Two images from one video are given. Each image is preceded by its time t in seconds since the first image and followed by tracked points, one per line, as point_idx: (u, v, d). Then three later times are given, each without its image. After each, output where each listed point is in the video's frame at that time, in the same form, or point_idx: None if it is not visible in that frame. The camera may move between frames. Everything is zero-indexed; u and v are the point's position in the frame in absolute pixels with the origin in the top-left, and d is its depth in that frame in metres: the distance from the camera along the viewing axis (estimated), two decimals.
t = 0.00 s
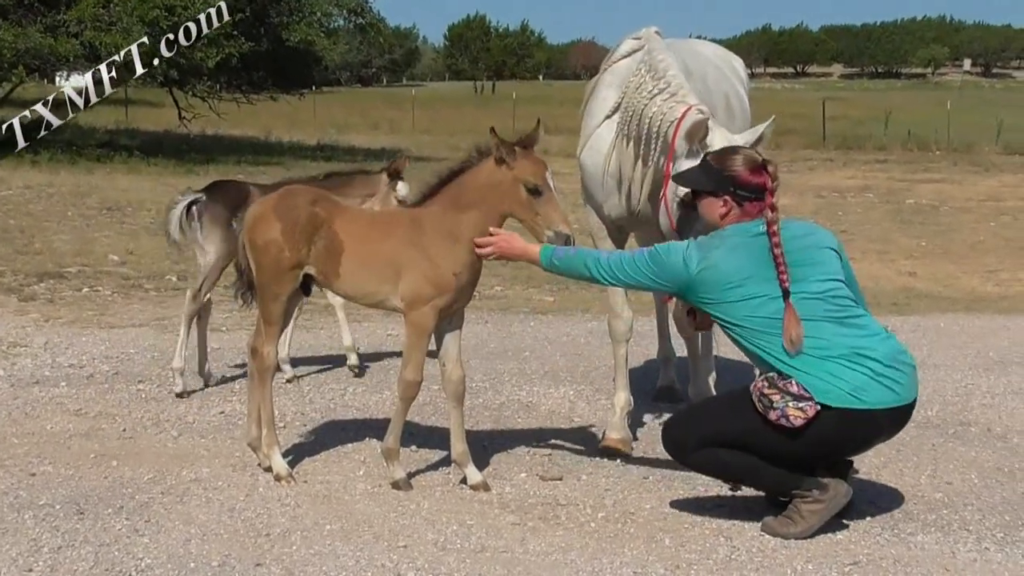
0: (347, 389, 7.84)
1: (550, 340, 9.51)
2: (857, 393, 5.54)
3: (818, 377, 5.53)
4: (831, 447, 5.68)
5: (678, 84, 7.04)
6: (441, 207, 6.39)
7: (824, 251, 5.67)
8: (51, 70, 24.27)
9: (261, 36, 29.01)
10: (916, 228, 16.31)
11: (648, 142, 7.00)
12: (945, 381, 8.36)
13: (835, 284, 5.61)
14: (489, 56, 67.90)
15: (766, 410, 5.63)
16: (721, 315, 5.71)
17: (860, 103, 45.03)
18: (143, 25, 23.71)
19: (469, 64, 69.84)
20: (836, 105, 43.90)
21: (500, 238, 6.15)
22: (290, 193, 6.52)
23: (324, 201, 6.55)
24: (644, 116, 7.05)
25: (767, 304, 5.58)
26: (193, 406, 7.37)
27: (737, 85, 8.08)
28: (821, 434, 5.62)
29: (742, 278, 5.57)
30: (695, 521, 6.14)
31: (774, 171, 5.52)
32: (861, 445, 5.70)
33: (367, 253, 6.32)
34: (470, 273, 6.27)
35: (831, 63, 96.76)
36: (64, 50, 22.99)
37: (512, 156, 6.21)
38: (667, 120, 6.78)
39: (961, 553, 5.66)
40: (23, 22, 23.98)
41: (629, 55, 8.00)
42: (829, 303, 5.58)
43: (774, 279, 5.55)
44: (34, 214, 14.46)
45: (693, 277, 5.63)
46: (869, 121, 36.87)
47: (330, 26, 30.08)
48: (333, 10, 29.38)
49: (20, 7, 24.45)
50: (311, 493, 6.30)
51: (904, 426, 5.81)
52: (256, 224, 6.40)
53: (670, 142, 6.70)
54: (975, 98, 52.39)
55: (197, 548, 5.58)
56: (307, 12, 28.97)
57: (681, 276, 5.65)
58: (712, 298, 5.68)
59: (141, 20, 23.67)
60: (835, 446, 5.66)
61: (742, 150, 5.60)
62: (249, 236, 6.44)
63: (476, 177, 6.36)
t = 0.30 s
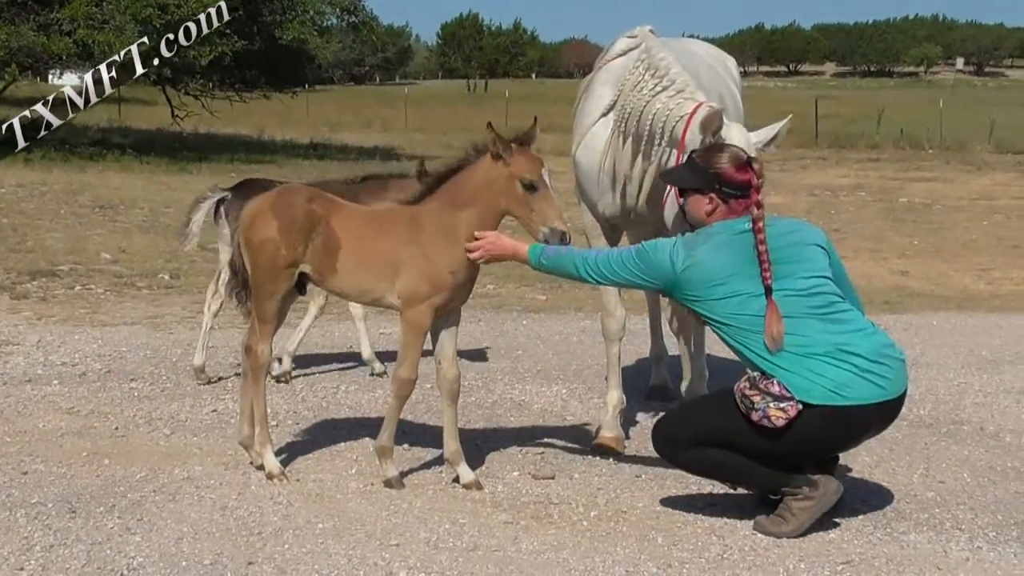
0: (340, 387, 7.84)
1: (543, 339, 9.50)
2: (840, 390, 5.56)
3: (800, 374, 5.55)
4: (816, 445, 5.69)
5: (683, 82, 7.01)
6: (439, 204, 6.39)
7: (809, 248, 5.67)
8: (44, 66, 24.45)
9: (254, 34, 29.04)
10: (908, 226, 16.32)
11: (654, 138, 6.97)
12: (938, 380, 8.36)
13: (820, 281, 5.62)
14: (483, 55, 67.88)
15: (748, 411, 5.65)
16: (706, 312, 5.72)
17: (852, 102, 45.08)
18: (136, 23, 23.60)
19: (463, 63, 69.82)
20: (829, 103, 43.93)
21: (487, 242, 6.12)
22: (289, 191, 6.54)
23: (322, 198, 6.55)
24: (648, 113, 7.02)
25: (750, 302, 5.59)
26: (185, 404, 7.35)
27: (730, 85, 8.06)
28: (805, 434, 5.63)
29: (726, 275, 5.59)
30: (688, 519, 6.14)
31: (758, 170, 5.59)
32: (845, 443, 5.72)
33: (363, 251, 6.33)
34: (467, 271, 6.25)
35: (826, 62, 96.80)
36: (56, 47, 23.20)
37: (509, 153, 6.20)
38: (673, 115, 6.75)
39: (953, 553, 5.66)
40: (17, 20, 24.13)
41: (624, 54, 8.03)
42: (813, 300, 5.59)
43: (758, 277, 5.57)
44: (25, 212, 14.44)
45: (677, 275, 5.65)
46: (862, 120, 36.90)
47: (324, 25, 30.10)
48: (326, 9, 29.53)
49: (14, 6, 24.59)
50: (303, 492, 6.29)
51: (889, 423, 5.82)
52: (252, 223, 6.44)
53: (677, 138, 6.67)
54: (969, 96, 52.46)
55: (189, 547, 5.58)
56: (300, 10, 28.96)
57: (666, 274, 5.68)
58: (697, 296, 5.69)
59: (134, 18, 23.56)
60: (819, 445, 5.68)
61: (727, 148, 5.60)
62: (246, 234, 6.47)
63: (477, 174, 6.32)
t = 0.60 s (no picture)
0: (330, 388, 7.84)
1: (534, 339, 9.50)
2: (831, 389, 5.56)
3: (791, 374, 5.55)
4: (808, 445, 5.69)
5: (687, 82, 7.10)
6: (435, 204, 6.41)
7: (799, 248, 5.68)
8: (34, 66, 24.46)
9: (244, 35, 28.59)
10: (898, 227, 16.34)
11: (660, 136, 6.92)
12: (928, 380, 8.38)
13: (811, 281, 5.62)
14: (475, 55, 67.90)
15: (740, 412, 5.66)
16: (699, 312, 5.71)
17: (843, 102, 45.18)
18: (126, 23, 23.59)
19: (454, 63, 69.87)
20: (820, 103, 44.01)
21: (484, 246, 6.13)
22: (284, 190, 6.52)
23: (318, 198, 6.54)
24: (652, 111, 7.03)
25: (741, 302, 5.59)
26: (175, 405, 7.34)
27: (722, 86, 8.08)
28: (796, 434, 5.64)
29: (717, 275, 5.59)
30: (678, 520, 6.15)
31: (748, 168, 5.58)
32: (837, 442, 5.72)
33: (358, 251, 6.33)
34: (463, 272, 6.28)
35: (818, 62, 96.97)
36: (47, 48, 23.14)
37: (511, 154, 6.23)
38: (681, 113, 6.74)
39: (943, 553, 5.67)
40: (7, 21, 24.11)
41: (618, 53, 7.87)
42: (804, 300, 5.60)
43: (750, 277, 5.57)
44: (15, 213, 14.44)
45: (670, 276, 5.65)
46: (853, 119, 36.96)
47: (315, 25, 30.20)
48: (316, 9, 29.52)
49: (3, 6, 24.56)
50: (293, 493, 6.30)
51: (881, 422, 5.82)
52: (247, 222, 6.42)
53: (686, 135, 6.65)
54: (961, 96, 52.55)
55: (180, 548, 5.58)
56: (292, 10, 28.95)
57: (658, 274, 5.67)
58: (690, 296, 5.69)
59: (124, 18, 23.56)
60: (810, 445, 5.68)
61: (717, 148, 5.60)
62: (240, 234, 6.45)
63: (477, 173, 6.35)
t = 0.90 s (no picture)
0: (314, 388, 7.75)
1: (521, 339, 9.41)
2: (821, 390, 5.47)
3: (781, 374, 5.46)
4: (799, 446, 5.60)
5: (685, 72, 6.99)
6: (426, 202, 6.35)
7: (791, 247, 5.57)
8: (13, 61, 24.30)
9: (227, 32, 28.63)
10: (890, 225, 16.26)
11: (661, 126, 6.76)
12: (921, 380, 8.29)
13: (802, 281, 5.53)
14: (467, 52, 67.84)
15: (730, 413, 5.55)
16: (689, 313, 5.62)
17: (835, 99, 45.14)
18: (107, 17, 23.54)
19: (440, 59, 69.75)
20: (812, 99, 43.96)
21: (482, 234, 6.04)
22: (272, 188, 6.40)
23: (306, 197, 6.42)
24: (652, 101, 6.90)
25: (731, 302, 5.50)
26: (157, 405, 7.25)
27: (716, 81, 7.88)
28: (787, 436, 5.54)
29: (707, 276, 5.49)
30: (666, 522, 6.06)
31: (738, 167, 5.48)
32: (829, 443, 5.62)
33: (347, 249, 6.22)
34: (454, 269, 6.22)
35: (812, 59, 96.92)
36: (26, 43, 22.95)
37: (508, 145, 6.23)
38: (683, 102, 6.62)
39: (936, 555, 5.58)
40: None
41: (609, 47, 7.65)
42: (794, 300, 5.50)
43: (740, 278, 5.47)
44: None
45: (660, 276, 5.54)
46: (844, 116, 36.91)
47: (299, 20, 30.21)
48: (300, 4, 29.44)
49: None
50: (277, 494, 6.21)
51: (873, 424, 5.72)
52: (234, 220, 6.28)
53: (689, 123, 6.50)
54: (957, 92, 52.46)
55: (161, 550, 5.49)
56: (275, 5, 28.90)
57: (648, 274, 5.57)
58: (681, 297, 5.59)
59: (106, 13, 23.51)
60: (801, 446, 5.59)
61: (707, 148, 5.51)
62: (227, 232, 6.32)
63: (471, 166, 6.32)
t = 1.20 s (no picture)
0: (294, 389, 7.58)
1: (506, 339, 9.24)
2: (815, 392, 5.30)
3: (773, 375, 5.28)
4: (792, 448, 5.41)
5: (680, 60, 6.80)
6: (412, 198, 6.17)
7: (786, 244, 5.39)
8: None
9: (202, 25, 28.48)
10: (886, 222, 16.06)
11: (654, 114, 6.56)
12: (918, 381, 8.11)
13: (797, 279, 5.34)
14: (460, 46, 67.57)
15: (720, 415, 5.37)
16: (680, 311, 5.43)
17: (830, 92, 44.93)
18: (80, 8, 23.35)
19: (421, 50, 69.12)
20: (808, 92, 43.73)
21: (473, 224, 5.91)
22: (254, 184, 6.21)
23: (288, 193, 6.23)
24: (645, 89, 6.69)
25: (723, 300, 5.31)
26: (132, 407, 7.06)
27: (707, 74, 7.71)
28: (780, 438, 5.36)
29: (698, 272, 5.31)
30: (655, 527, 5.89)
31: (734, 160, 5.30)
32: (823, 446, 5.44)
33: (331, 246, 6.02)
34: (443, 266, 6.03)
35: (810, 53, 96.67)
36: None
37: (497, 134, 6.04)
38: (678, 89, 6.41)
39: (933, 561, 5.41)
40: None
41: (600, 37, 7.41)
42: (788, 299, 5.32)
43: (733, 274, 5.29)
44: None
45: (651, 273, 5.36)
46: (839, 110, 36.75)
47: (278, 11, 30.22)
48: None
49: None
50: (255, 499, 6.03)
51: (868, 427, 5.54)
52: (215, 217, 6.09)
53: (686, 112, 6.28)
54: (954, 85, 52.26)
55: (136, 556, 5.32)
56: None
57: (639, 271, 5.39)
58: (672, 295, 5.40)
59: (78, 4, 23.31)
60: (794, 449, 5.41)
61: (701, 139, 5.32)
62: (207, 229, 6.12)
63: (459, 157, 6.12)
